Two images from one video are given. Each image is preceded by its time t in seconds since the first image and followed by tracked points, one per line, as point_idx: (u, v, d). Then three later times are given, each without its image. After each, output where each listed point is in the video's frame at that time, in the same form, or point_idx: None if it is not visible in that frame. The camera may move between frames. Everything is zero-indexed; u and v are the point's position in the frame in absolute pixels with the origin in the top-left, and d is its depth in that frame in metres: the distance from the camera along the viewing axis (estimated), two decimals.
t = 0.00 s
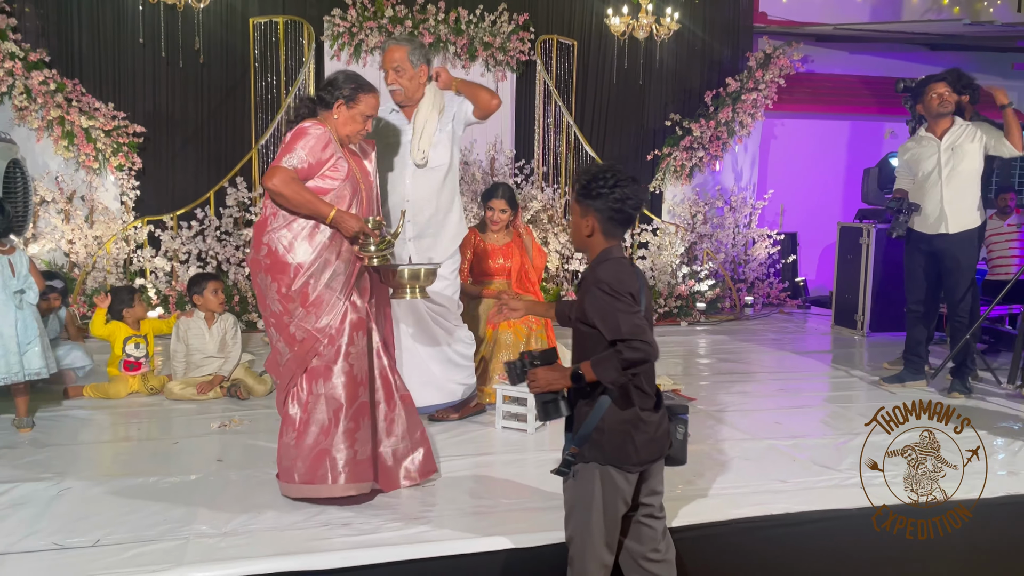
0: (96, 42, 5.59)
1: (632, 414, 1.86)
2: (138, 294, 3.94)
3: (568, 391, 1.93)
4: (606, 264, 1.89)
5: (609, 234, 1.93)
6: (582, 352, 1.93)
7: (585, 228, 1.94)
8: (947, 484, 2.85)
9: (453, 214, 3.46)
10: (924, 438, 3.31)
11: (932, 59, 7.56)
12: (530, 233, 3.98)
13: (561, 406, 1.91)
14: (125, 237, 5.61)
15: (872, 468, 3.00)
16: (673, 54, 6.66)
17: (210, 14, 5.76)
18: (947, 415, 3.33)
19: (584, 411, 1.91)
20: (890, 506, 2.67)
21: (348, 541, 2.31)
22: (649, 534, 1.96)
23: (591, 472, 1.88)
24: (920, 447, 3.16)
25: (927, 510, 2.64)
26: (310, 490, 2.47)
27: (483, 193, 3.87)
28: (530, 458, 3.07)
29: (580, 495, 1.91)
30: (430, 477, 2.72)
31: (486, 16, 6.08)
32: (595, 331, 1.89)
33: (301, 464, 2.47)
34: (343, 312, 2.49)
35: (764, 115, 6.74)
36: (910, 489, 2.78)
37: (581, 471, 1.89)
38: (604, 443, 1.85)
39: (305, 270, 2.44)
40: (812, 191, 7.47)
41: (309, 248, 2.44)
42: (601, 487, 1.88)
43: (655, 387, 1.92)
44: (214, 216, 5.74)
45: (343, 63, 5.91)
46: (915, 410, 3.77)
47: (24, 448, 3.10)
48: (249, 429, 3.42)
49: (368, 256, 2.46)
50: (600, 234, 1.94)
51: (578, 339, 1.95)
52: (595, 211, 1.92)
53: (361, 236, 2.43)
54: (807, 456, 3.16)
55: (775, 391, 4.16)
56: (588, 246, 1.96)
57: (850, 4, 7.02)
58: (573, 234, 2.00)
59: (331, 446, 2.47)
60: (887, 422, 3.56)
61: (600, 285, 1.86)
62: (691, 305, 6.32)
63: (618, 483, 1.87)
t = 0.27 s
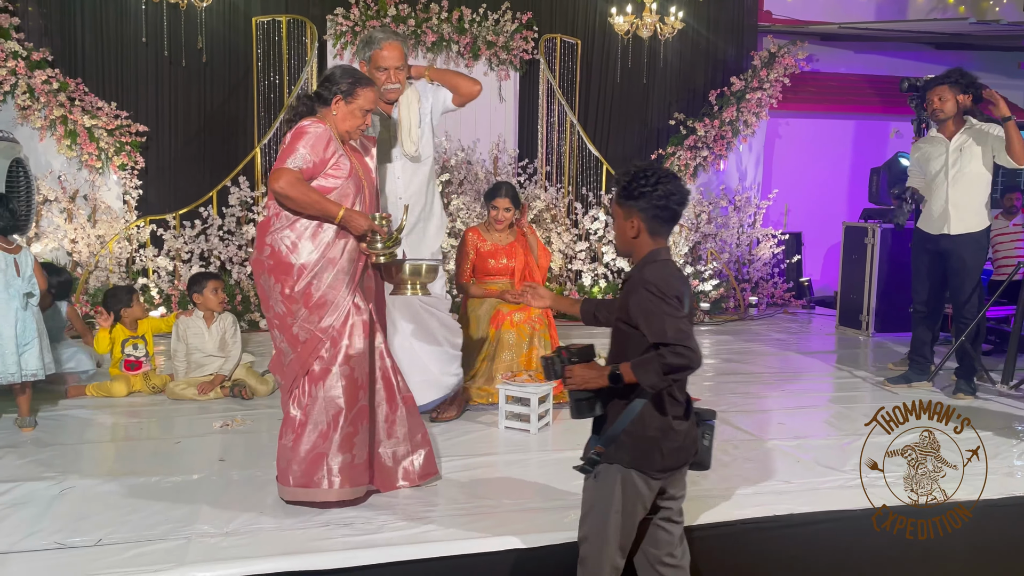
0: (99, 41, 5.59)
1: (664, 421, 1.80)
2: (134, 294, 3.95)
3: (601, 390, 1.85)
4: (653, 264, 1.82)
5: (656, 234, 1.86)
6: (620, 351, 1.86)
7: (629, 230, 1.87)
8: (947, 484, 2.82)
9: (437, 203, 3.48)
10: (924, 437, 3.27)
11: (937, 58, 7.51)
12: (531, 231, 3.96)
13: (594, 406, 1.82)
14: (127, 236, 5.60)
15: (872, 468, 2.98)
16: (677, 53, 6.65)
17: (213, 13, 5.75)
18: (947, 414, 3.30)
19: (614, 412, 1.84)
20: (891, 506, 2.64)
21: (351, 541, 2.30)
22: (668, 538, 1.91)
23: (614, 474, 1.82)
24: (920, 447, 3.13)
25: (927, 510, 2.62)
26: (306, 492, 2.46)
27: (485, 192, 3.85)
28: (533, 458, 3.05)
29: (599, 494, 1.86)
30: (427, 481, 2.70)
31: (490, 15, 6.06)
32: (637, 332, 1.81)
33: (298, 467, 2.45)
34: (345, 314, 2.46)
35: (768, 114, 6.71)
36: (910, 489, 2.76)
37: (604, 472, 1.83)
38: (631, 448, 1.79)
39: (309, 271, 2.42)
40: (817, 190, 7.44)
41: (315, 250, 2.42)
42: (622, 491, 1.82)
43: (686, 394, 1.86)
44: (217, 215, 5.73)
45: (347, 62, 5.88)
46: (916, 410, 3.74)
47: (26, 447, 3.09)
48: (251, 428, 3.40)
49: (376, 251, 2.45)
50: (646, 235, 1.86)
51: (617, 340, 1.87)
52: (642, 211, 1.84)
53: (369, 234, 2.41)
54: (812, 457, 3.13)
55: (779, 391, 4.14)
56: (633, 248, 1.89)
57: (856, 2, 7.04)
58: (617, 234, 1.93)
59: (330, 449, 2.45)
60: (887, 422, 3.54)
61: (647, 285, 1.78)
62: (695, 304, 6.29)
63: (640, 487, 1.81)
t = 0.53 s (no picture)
0: (102, 39, 5.60)
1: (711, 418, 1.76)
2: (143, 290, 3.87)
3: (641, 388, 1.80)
4: (680, 258, 1.80)
5: (678, 231, 1.83)
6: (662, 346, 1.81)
7: (650, 230, 1.84)
8: (947, 484, 2.81)
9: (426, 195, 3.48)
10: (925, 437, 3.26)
11: (941, 56, 7.50)
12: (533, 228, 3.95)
13: (634, 404, 1.77)
14: (132, 233, 5.57)
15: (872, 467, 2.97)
16: (681, 50, 6.65)
17: (216, 10, 5.76)
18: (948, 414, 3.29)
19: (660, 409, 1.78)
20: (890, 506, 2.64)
21: (353, 537, 2.31)
22: (694, 547, 1.88)
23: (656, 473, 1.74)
24: (920, 447, 3.12)
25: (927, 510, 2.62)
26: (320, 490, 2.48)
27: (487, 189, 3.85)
28: (536, 455, 3.05)
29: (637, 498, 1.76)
30: (432, 482, 2.71)
31: (493, 12, 6.04)
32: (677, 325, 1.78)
33: (313, 466, 2.47)
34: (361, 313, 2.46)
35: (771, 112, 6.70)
36: (910, 489, 2.75)
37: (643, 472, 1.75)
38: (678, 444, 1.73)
39: (325, 271, 2.41)
40: (820, 188, 7.43)
41: (329, 248, 2.41)
42: (662, 490, 1.74)
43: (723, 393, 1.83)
44: (220, 212, 5.74)
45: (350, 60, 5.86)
46: (916, 410, 3.74)
47: (30, 444, 3.10)
48: (254, 425, 3.41)
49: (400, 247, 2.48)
50: (667, 233, 1.84)
51: (654, 339, 1.84)
52: (664, 209, 1.82)
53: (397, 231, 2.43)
54: (814, 455, 3.13)
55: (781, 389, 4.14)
56: (656, 248, 1.86)
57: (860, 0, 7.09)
58: (636, 235, 1.91)
59: (351, 451, 2.45)
60: (887, 422, 3.53)
61: (681, 275, 1.75)
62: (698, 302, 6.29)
63: (679, 484, 1.75)
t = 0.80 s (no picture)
0: (104, 38, 5.60)
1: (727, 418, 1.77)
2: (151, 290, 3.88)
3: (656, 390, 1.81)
4: (697, 256, 1.79)
5: (698, 229, 1.82)
6: (674, 345, 1.81)
7: (669, 226, 1.82)
8: (947, 484, 2.81)
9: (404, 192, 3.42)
10: (924, 437, 3.26)
11: (943, 55, 7.49)
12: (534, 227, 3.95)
13: (648, 407, 1.78)
14: (133, 232, 5.58)
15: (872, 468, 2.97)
16: (682, 49, 6.63)
17: (217, 8, 5.75)
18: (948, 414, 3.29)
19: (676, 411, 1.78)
20: (889, 506, 2.64)
21: (352, 536, 2.31)
22: (703, 550, 1.90)
23: (674, 478, 1.75)
24: (920, 447, 3.12)
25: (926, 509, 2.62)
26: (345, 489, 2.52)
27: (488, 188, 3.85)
28: (535, 455, 3.05)
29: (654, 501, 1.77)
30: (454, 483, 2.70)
31: (495, 11, 6.05)
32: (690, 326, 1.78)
33: (346, 467, 2.51)
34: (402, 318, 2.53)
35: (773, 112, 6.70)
36: (910, 489, 2.75)
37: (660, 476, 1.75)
38: (698, 449, 1.73)
39: (375, 277, 2.45)
40: (822, 187, 7.43)
41: (381, 256, 2.45)
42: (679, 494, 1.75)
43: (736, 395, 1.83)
44: (221, 211, 5.76)
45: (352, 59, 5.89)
46: (916, 410, 3.74)
47: (32, 441, 3.11)
48: (254, 423, 3.42)
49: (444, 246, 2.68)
50: (687, 231, 1.83)
51: (667, 337, 1.83)
52: (683, 206, 1.81)
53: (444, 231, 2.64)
54: (814, 454, 3.13)
55: (780, 389, 4.14)
56: (674, 246, 1.85)
57: None
58: (654, 232, 1.89)
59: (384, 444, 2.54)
60: (887, 422, 3.53)
61: (697, 275, 1.76)
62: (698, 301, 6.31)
63: (695, 487, 1.75)
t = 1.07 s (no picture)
0: (105, 37, 5.60)
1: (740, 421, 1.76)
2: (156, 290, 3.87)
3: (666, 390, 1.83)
4: (712, 257, 1.80)
5: (714, 229, 1.83)
6: (685, 344, 1.83)
7: (687, 226, 1.84)
8: (947, 484, 2.82)
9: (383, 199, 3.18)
10: (924, 437, 3.26)
11: (944, 56, 7.49)
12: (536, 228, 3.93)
13: (658, 405, 1.82)
14: (133, 231, 5.58)
15: (872, 468, 2.97)
16: (682, 49, 6.63)
17: (218, 8, 5.76)
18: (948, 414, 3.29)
19: (687, 413, 1.78)
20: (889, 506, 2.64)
21: (351, 536, 2.31)
22: (712, 555, 1.89)
23: (685, 481, 1.75)
24: (920, 447, 3.12)
25: (926, 510, 2.62)
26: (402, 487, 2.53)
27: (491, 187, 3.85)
28: (535, 455, 3.06)
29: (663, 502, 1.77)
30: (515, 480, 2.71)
31: (495, 11, 6.07)
32: (705, 326, 1.78)
33: (408, 464, 2.54)
34: (466, 314, 2.56)
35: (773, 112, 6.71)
36: (910, 489, 2.75)
37: (671, 477, 1.76)
38: (709, 452, 1.73)
39: (448, 275, 2.49)
40: (822, 187, 7.43)
41: (448, 254, 2.48)
42: (688, 496, 1.75)
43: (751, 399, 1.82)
44: (221, 210, 5.78)
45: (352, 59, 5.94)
46: (916, 410, 3.74)
47: (31, 440, 3.12)
48: (254, 423, 3.42)
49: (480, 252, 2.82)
50: (704, 231, 1.84)
51: (682, 337, 1.83)
52: (700, 204, 1.82)
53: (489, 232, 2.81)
54: (813, 455, 3.13)
55: (780, 388, 4.14)
56: (691, 245, 1.86)
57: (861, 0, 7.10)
58: (671, 232, 1.90)
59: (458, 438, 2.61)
60: (887, 422, 3.53)
61: (711, 275, 1.76)
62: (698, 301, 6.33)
63: (706, 491, 1.75)
